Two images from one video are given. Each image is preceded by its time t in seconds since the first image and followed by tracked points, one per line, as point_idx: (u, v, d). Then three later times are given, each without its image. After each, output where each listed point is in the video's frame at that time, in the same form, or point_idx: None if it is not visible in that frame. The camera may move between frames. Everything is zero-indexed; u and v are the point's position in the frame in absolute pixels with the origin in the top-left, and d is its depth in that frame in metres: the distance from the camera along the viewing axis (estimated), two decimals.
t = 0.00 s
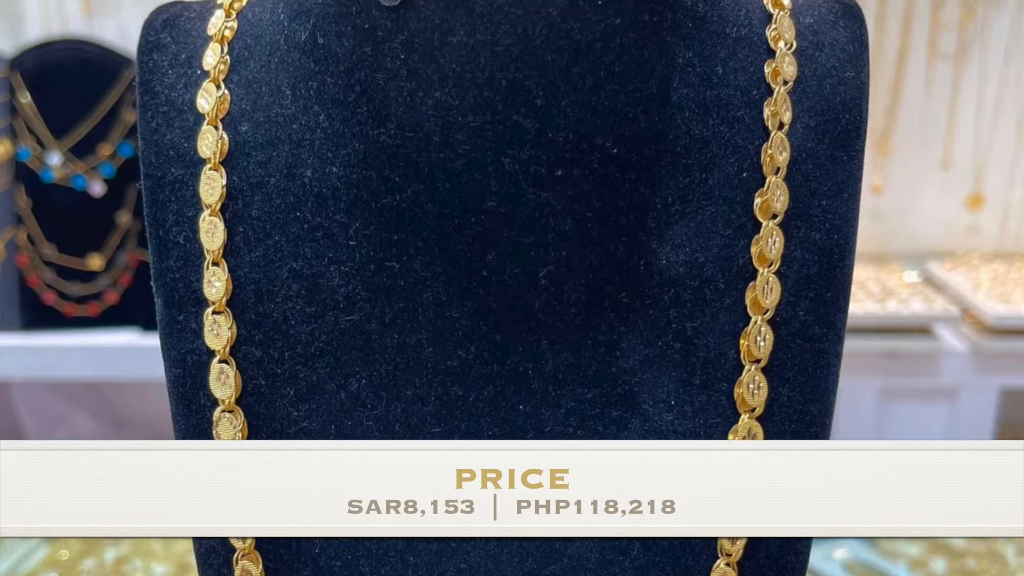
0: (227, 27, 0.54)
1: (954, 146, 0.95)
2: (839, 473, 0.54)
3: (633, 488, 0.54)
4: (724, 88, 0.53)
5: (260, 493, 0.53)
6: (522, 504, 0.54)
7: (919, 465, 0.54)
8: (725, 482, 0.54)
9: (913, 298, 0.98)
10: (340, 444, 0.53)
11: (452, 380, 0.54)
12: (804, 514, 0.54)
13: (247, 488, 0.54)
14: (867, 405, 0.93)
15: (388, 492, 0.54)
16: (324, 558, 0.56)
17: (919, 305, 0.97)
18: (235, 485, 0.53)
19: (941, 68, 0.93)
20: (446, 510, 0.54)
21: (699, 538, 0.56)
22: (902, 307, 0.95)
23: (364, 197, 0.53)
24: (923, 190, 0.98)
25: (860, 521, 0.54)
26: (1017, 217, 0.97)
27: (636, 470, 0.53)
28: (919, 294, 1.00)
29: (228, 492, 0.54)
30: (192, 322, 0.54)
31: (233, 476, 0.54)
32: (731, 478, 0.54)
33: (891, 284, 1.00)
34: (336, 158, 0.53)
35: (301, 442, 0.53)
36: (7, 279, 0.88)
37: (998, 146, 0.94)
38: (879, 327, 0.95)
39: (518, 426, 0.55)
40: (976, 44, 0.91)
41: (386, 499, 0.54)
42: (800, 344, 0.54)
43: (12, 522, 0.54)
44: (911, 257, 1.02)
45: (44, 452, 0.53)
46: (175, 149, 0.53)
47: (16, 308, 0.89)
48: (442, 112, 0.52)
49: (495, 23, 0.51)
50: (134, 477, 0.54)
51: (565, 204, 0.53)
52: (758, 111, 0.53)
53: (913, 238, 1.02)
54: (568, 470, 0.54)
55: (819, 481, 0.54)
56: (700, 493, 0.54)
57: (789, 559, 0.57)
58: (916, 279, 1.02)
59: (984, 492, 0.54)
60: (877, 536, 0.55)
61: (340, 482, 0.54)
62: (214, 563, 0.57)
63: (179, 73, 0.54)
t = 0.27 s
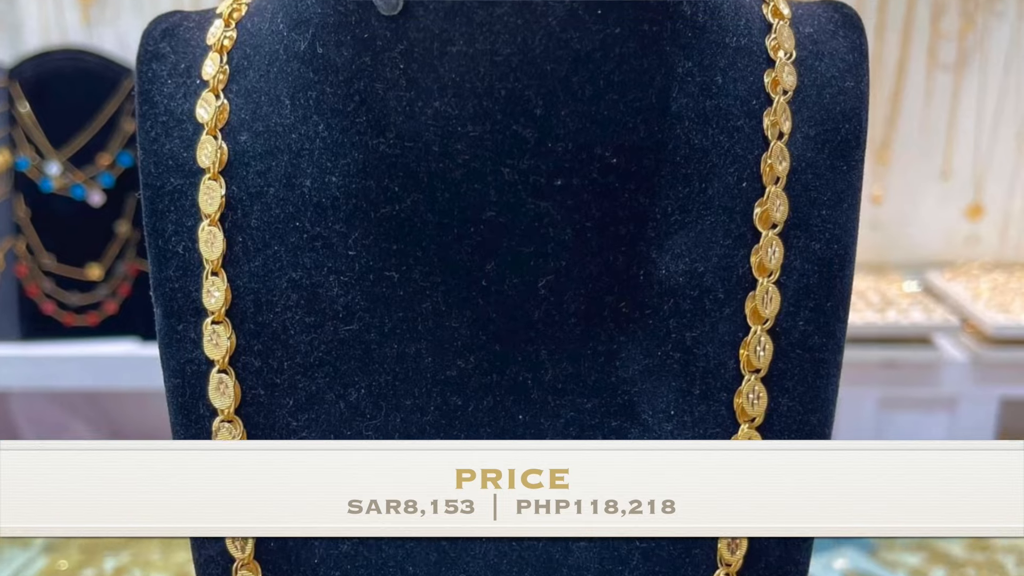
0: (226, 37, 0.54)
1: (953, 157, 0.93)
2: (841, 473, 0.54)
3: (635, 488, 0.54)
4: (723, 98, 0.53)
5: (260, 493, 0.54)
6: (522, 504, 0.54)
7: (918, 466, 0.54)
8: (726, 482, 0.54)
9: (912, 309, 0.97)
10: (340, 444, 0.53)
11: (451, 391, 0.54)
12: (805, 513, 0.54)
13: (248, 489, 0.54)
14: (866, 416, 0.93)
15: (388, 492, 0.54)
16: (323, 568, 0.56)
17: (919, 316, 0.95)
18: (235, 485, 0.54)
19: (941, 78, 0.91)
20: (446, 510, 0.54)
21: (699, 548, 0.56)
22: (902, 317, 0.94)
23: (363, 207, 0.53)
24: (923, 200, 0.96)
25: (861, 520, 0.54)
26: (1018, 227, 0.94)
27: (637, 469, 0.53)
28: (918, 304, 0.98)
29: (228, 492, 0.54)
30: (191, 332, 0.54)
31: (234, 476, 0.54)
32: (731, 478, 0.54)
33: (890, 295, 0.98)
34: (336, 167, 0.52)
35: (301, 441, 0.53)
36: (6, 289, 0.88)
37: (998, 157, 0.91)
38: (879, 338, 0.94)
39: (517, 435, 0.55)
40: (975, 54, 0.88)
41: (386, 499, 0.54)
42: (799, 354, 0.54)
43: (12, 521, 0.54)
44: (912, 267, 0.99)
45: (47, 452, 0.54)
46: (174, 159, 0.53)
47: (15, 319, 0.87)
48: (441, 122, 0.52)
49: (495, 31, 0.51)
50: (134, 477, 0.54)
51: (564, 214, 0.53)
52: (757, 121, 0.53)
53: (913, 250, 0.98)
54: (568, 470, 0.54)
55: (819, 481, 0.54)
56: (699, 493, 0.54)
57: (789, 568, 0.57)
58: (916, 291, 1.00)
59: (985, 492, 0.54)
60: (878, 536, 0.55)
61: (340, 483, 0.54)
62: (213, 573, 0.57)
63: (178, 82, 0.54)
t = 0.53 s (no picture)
0: (225, 47, 0.54)
1: (954, 165, 1.02)
2: (840, 473, 0.54)
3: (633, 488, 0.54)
4: (722, 108, 0.53)
5: (260, 493, 0.54)
6: (522, 504, 0.54)
7: (917, 466, 0.54)
8: (724, 482, 0.54)
9: (913, 318, 0.98)
10: (341, 444, 0.53)
11: (450, 400, 0.54)
12: (803, 514, 0.54)
13: (248, 488, 0.54)
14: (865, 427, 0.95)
15: (388, 492, 0.54)
16: None
17: (918, 325, 0.96)
18: (235, 485, 0.54)
19: (941, 87, 1.00)
20: (446, 510, 0.54)
21: (698, 557, 0.56)
22: (901, 328, 0.95)
23: (362, 217, 0.52)
24: (924, 209, 1.03)
25: (859, 522, 0.54)
26: (1016, 237, 1.05)
27: (635, 469, 0.53)
28: (918, 313, 0.99)
29: (228, 492, 0.54)
30: (190, 342, 0.54)
31: (233, 476, 0.54)
32: (731, 478, 0.54)
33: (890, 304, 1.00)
34: (335, 177, 0.52)
35: (301, 441, 0.53)
36: (6, 298, 0.89)
37: (997, 166, 1.02)
38: (879, 348, 0.94)
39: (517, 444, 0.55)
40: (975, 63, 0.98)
41: (386, 499, 0.54)
42: (799, 363, 0.54)
43: (12, 522, 0.54)
44: (912, 276, 1.05)
45: (47, 452, 0.54)
46: (174, 169, 0.53)
47: (14, 327, 0.89)
48: (441, 132, 0.51)
49: (494, 41, 0.50)
50: (135, 477, 0.54)
51: (564, 223, 0.52)
52: (757, 131, 0.53)
53: (914, 257, 1.05)
54: (568, 470, 0.54)
55: (819, 481, 0.54)
56: (698, 492, 0.54)
57: None
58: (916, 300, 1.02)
59: (984, 492, 0.54)
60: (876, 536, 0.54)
61: (341, 482, 0.54)
62: None
63: (177, 92, 0.54)
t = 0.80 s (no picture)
0: (224, 57, 0.54)
1: (954, 174, 1.05)
2: (839, 473, 0.54)
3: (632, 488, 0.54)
4: (722, 118, 0.52)
5: (259, 493, 0.54)
6: (522, 504, 0.54)
7: (916, 466, 0.54)
8: (723, 481, 0.54)
9: (913, 327, 0.99)
10: (341, 444, 0.54)
11: (450, 410, 0.55)
12: (802, 514, 0.54)
13: (247, 488, 0.54)
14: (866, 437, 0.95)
15: (388, 492, 0.54)
16: None
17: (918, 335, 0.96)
18: (235, 485, 0.54)
19: (940, 97, 1.02)
20: (447, 510, 0.54)
21: (698, 567, 0.56)
22: (901, 337, 0.95)
23: (362, 227, 0.52)
24: (923, 219, 1.07)
25: (857, 522, 0.54)
26: (1016, 248, 1.08)
27: (634, 469, 0.53)
28: (918, 322, 1.01)
29: (229, 492, 0.54)
30: (189, 352, 0.54)
31: (233, 476, 0.54)
32: (731, 478, 0.54)
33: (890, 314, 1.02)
34: (334, 187, 0.52)
35: (301, 442, 0.53)
36: (5, 309, 0.89)
37: (997, 176, 1.05)
38: (879, 358, 0.94)
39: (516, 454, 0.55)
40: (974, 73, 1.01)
41: (386, 499, 0.54)
42: (798, 373, 0.54)
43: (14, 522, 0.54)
44: (911, 286, 1.09)
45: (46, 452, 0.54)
46: (172, 179, 0.53)
47: (14, 339, 0.89)
48: (440, 142, 0.51)
49: (493, 51, 0.49)
50: (135, 477, 0.54)
51: (563, 233, 0.52)
52: (757, 140, 0.53)
53: (913, 266, 1.09)
54: (568, 470, 0.54)
55: (819, 481, 0.54)
56: (698, 492, 0.54)
57: None
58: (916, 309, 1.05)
59: (983, 492, 0.54)
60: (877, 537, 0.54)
61: (342, 482, 0.54)
62: None
63: (176, 102, 0.54)
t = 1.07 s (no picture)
0: (224, 66, 0.54)
1: (954, 184, 1.06)
2: (841, 473, 0.53)
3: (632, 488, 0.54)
4: (722, 127, 0.52)
5: (260, 493, 0.53)
6: (522, 504, 0.54)
7: (917, 466, 0.54)
8: (724, 482, 0.53)
9: (912, 338, 1.00)
10: (341, 444, 0.53)
11: (449, 420, 0.55)
12: (803, 514, 0.53)
13: (248, 488, 0.53)
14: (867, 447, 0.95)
15: (388, 492, 0.54)
16: None
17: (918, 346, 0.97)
18: (235, 485, 0.53)
19: (940, 106, 1.04)
20: (447, 510, 0.54)
21: None
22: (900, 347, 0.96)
23: (361, 237, 0.52)
24: (923, 229, 1.08)
25: (857, 521, 0.54)
26: (1015, 257, 1.08)
27: (635, 469, 0.53)
28: (917, 333, 1.02)
29: (229, 492, 0.53)
30: (188, 362, 0.54)
31: (233, 476, 0.53)
32: (731, 478, 0.53)
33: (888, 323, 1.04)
34: (333, 197, 0.52)
35: (300, 442, 0.53)
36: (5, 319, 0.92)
37: (998, 185, 1.05)
38: (878, 368, 0.95)
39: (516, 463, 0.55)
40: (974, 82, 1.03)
41: (386, 499, 0.54)
42: (798, 384, 0.55)
43: (13, 522, 0.54)
44: (910, 295, 1.09)
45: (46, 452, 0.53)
46: (172, 189, 0.53)
47: (13, 349, 0.91)
48: (440, 151, 0.51)
49: (493, 61, 0.49)
50: (135, 477, 0.53)
51: (562, 243, 0.52)
52: (756, 151, 0.53)
53: (912, 275, 1.10)
54: (568, 470, 0.54)
55: (819, 481, 0.53)
56: (699, 492, 0.53)
57: None
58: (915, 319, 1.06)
59: (984, 492, 0.54)
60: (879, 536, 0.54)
61: (340, 482, 0.53)
62: None
63: (175, 112, 0.54)
